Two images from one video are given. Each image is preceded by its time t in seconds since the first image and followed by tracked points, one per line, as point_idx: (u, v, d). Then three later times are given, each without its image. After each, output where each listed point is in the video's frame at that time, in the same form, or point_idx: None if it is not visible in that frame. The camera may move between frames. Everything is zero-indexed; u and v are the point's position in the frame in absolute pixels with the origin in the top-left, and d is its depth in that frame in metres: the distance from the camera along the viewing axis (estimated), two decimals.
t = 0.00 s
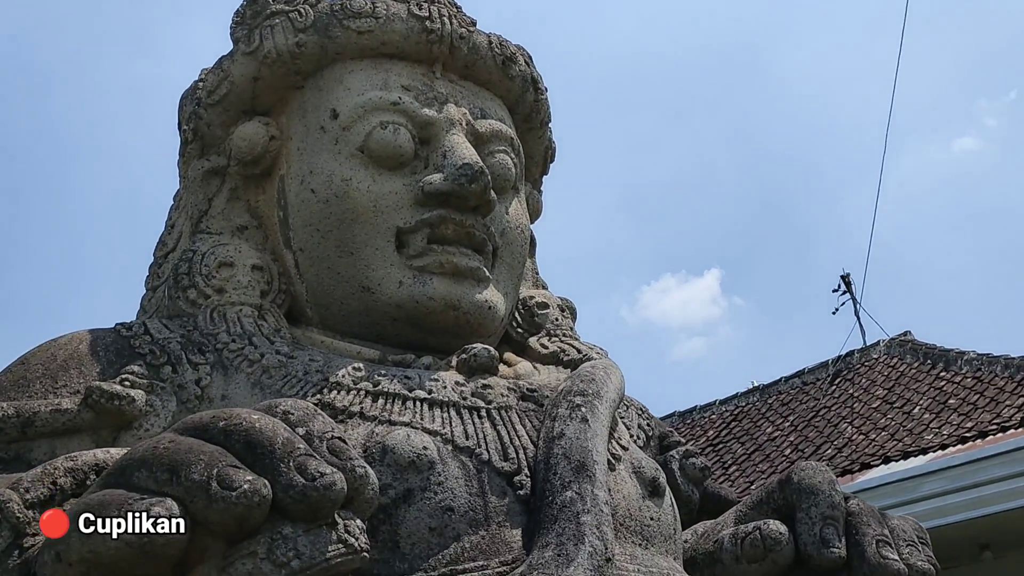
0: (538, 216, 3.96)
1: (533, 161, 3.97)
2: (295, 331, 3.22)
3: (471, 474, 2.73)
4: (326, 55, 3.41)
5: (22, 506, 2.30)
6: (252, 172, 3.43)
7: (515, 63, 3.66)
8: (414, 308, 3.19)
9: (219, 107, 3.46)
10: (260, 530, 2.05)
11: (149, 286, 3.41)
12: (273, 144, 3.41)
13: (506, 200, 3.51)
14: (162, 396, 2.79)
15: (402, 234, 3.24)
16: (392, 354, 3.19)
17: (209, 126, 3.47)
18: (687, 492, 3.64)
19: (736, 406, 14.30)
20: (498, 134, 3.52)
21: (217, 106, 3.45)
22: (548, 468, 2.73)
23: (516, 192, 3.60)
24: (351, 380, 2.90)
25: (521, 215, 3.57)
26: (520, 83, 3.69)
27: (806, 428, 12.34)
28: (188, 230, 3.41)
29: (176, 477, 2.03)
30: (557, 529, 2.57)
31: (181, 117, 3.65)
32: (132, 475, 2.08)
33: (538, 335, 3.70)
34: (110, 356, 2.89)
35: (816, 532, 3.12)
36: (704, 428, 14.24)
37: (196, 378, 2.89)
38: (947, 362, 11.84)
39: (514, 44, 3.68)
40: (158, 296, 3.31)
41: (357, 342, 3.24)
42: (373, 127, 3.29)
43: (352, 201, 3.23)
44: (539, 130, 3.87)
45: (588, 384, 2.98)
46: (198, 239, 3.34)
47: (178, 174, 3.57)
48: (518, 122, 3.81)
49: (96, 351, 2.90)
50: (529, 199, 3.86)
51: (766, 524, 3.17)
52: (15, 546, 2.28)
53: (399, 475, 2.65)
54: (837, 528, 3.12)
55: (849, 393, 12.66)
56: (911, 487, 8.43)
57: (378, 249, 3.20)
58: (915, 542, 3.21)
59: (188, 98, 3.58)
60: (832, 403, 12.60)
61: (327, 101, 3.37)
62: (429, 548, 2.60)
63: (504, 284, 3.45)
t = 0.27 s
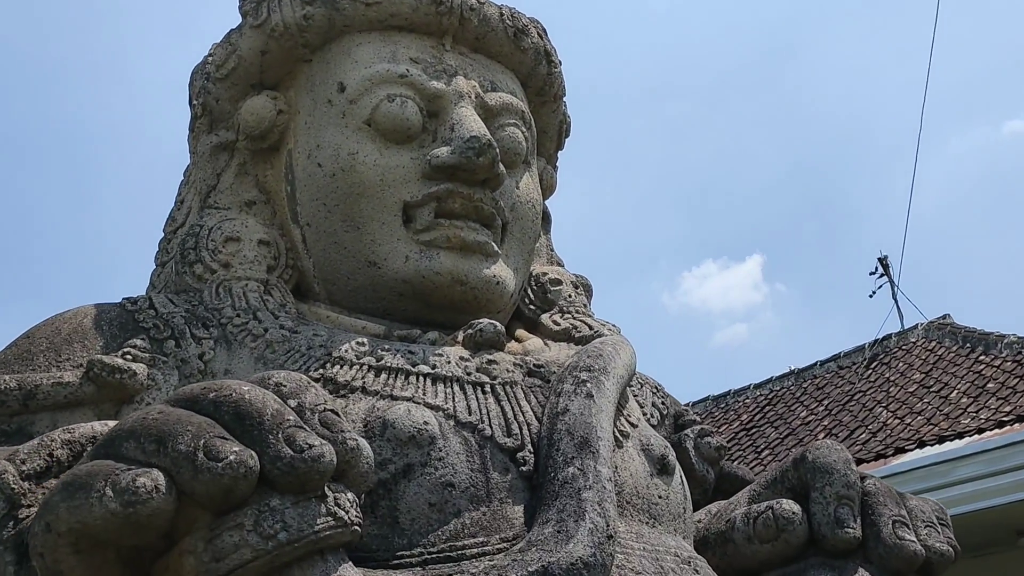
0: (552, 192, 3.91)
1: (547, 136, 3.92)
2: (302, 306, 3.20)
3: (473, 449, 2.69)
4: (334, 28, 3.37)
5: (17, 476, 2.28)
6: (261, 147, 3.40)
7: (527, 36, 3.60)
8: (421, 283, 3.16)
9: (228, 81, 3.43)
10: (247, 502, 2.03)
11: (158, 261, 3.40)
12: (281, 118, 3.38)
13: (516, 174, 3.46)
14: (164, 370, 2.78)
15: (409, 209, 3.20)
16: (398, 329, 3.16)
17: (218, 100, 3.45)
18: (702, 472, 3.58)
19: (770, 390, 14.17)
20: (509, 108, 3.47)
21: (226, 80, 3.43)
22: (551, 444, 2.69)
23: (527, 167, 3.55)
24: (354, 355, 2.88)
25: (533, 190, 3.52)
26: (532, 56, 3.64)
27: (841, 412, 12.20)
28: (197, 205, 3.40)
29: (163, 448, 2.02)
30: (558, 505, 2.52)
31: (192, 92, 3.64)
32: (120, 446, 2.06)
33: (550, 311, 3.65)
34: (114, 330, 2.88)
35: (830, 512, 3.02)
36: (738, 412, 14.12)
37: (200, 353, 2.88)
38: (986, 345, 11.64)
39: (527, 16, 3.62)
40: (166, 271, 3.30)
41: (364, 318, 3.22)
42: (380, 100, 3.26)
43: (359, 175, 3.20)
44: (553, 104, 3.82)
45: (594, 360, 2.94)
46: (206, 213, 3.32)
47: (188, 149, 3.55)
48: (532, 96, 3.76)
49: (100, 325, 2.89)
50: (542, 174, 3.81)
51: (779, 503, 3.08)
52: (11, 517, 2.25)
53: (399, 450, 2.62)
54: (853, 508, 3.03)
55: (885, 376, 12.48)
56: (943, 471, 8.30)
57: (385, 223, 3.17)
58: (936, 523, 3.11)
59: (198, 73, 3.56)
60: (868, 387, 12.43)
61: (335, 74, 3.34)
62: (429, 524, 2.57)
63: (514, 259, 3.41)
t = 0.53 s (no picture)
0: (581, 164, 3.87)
1: (576, 107, 3.87)
2: (325, 279, 3.19)
3: (493, 422, 2.67)
4: None
5: (36, 447, 2.29)
6: (285, 120, 3.40)
7: (553, 5, 3.56)
8: (444, 255, 3.14)
9: (251, 54, 3.43)
10: (257, 473, 2.03)
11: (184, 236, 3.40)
12: (305, 90, 3.37)
13: (541, 145, 3.42)
14: (185, 343, 2.80)
15: (432, 181, 3.18)
16: (421, 302, 3.14)
17: (242, 74, 3.45)
18: (732, 446, 3.53)
19: (817, 366, 14.01)
20: (534, 78, 3.43)
21: (250, 53, 3.42)
22: (571, 417, 2.66)
23: (553, 138, 3.51)
24: (375, 327, 2.86)
25: (558, 161, 3.48)
26: (559, 25, 3.59)
27: (890, 389, 12.02)
28: (222, 179, 3.40)
29: (173, 419, 2.02)
30: (576, 478, 2.49)
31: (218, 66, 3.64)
32: (132, 417, 2.06)
33: (578, 284, 3.61)
34: (137, 303, 2.89)
35: (860, 487, 2.95)
36: (785, 388, 13.98)
37: (222, 326, 2.88)
38: None
39: None
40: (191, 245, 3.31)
41: (387, 291, 3.20)
42: (402, 71, 3.23)
43: (381, 147, 3.18)
44: (580, 74, 3.77)
45: (617, 332, 2.91)
46: (231, 187, 3.32)
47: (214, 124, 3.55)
48: (559, 66, 3.72)
49: (123, 299, 2.90)
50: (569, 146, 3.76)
51: (808, 478, 3.01)
52: (30, 487, 2.26)
53: (418, 422, 2.60)
54: (884, 483, 2.96)
55: (935, 352, 12.28)
56: (991, 448, 8.16)
57: (407, 195, 3.15)
58: (971, 499, 3.02)
59: (223, 47, 3.56)
60: (917, 363, 12.24)
61: (358, 46, 3.32)
62: (447, 497, 2.54)
63: (539, 232, 3.38)
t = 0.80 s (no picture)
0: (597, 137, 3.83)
1: (591, 79, 3.83)
2: (338, 255, 3.18)
3: (505, 396, 2.65)
4: None
5: (47, 422, 2.29)
6: (297, 95, 3.38)
7: None
8: (457, 229, 3.12)
9: (264, 28, 3.41)
10: (264, 446, 2.02)
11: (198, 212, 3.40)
12: (317, 65, 3.35)
13: (556, 118, 3.39)
14: (198, 319, 2.79)
15: (445, 154, 3.15)
16: (435, 277, 3.12)
17: (254, 49, 3.43)
18: (751, 421, 3.49)
19: (844, 343, 13.90)
20: (547, 50, 3.39)
21: (262, 28, 3.40)
22: (584, 391, 2.64)
23: (568, 111, 3.47)
24: (387, 302, 2.85)
25: (573, 134, 3.45)
26: None
27: (917, 365, 11.92)
28: (235, 154, 3.39)
29: (179, 392, 2.01)
30: (589, 452, 2.47)
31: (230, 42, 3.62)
32: (139, 391, 2.06)
33: (594, 258, 3.58)
34: (149, 279, 2.89)
35: (879, 461, 2.92)
36: (811, 366, 13.90)
37: (234, 301, 2.87)
38: None
39: None
40: (205, 221, 3.30)
41: (400, 266, 3.19)
42: (414, 44, 3.20)
43: (393, 120, 3.16)
44: (596, 46, 3.73)
45: (631, 306, 2.88)
46: (244, 162, 3.31)
47: (227, 99, 3.54)
48: (574, 37, 3.69)
49: (136, 275, 2.90)
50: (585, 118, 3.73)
51: (826, 452, 2.98)
52: (41, 462, 2.26)
53: (429, 397, 2.59)
54: (903, 458, 2.92)
55: (963, 328, 12.15)
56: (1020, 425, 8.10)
57: (420, 169, 3.13)
58: (992, 473, 2.99)
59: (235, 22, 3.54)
60: (945, 339, 12.12)
61: (370, 19, 3.30)
62: (459, 471, 2.52)
63: (554, 205, 3.34)
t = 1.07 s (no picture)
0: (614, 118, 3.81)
1: (608, 60, 3.80)
2: (355, 237, 3.17)
3: (523, 378, 2.64)
4: None
5: (64, 405, 2.29)
6: (313, 77, 3.37)
7: None
8: (474, 211, 3.10)
9: (278, 11, 3.40)
10: (281, 428, 2.02)
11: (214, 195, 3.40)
12: (332, 47, 3.33)
13: (572, 99, 3.37)
14: (215, 303, 2.78)
15: (461, 136, 3.14)
16: (451, 259, 3.11)
17: (269, 31, 3.42)
18: (770, 403, 3.47)
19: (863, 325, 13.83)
20: (563, 30, 3.37)
21: (276, 11, 3.39)
22: (602, 372, 2.62)
23: (584, 91, 3.45)
24: (404, 285, 2.84)
25: (590, 114, 3.42)
26: None
27: (938, 348, 11.84)
28: (250, 137, 3.38)
29: (196, 374, 2.01)
30: (607, 434, 2.46)
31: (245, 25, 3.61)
32: (156, 373, 2.06)
33: (611, 240, 3.56)
34: (166, 263, 2.89)
35: (899, 442, 2.89)
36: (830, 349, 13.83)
37: (251, 284, 2.87)
38: None
39: None
40: (221, 205, 3.30)
41: (417, 248, 3.18)
42: (429, 26, 3.19)
43: (409, 102, 3.14)
44: (611, 27, 3.73)
45: (648, 287, 2.86)
46: (260, 146, 3.31)
47: (242, 82, 3.53)
48: (588, 18, 3.69)
49: (152, 259, 2.90)
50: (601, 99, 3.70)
51: (845, 433, 2.96)
52: (60, 445, 2.26)
53: (446, 379, 2.58)
54: (923, 439, 2.89)
55: (984, 310, 12.06)
56: None
57: (436, 151, 3.12)
58: (1013, 453, 2.96)
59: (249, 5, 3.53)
60: (965, 321, 12.04)
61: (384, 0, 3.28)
62: (477, 454, 2.52)
63: (571, 187, 3.33)
